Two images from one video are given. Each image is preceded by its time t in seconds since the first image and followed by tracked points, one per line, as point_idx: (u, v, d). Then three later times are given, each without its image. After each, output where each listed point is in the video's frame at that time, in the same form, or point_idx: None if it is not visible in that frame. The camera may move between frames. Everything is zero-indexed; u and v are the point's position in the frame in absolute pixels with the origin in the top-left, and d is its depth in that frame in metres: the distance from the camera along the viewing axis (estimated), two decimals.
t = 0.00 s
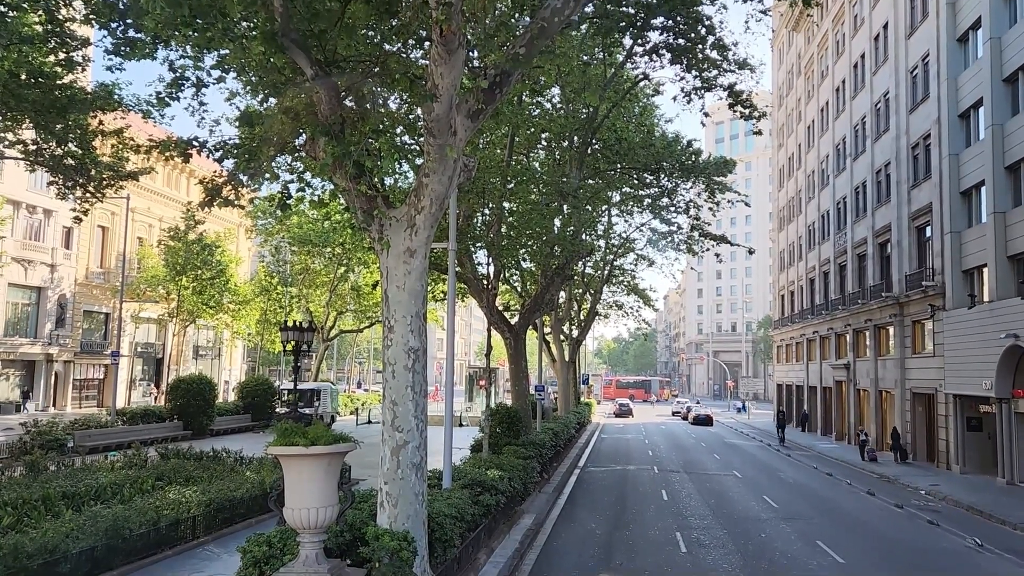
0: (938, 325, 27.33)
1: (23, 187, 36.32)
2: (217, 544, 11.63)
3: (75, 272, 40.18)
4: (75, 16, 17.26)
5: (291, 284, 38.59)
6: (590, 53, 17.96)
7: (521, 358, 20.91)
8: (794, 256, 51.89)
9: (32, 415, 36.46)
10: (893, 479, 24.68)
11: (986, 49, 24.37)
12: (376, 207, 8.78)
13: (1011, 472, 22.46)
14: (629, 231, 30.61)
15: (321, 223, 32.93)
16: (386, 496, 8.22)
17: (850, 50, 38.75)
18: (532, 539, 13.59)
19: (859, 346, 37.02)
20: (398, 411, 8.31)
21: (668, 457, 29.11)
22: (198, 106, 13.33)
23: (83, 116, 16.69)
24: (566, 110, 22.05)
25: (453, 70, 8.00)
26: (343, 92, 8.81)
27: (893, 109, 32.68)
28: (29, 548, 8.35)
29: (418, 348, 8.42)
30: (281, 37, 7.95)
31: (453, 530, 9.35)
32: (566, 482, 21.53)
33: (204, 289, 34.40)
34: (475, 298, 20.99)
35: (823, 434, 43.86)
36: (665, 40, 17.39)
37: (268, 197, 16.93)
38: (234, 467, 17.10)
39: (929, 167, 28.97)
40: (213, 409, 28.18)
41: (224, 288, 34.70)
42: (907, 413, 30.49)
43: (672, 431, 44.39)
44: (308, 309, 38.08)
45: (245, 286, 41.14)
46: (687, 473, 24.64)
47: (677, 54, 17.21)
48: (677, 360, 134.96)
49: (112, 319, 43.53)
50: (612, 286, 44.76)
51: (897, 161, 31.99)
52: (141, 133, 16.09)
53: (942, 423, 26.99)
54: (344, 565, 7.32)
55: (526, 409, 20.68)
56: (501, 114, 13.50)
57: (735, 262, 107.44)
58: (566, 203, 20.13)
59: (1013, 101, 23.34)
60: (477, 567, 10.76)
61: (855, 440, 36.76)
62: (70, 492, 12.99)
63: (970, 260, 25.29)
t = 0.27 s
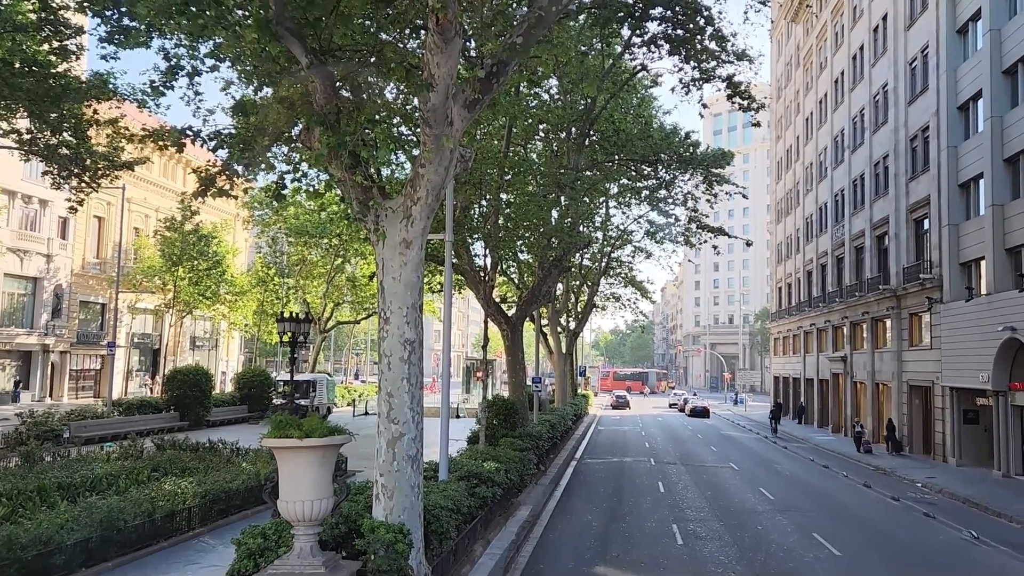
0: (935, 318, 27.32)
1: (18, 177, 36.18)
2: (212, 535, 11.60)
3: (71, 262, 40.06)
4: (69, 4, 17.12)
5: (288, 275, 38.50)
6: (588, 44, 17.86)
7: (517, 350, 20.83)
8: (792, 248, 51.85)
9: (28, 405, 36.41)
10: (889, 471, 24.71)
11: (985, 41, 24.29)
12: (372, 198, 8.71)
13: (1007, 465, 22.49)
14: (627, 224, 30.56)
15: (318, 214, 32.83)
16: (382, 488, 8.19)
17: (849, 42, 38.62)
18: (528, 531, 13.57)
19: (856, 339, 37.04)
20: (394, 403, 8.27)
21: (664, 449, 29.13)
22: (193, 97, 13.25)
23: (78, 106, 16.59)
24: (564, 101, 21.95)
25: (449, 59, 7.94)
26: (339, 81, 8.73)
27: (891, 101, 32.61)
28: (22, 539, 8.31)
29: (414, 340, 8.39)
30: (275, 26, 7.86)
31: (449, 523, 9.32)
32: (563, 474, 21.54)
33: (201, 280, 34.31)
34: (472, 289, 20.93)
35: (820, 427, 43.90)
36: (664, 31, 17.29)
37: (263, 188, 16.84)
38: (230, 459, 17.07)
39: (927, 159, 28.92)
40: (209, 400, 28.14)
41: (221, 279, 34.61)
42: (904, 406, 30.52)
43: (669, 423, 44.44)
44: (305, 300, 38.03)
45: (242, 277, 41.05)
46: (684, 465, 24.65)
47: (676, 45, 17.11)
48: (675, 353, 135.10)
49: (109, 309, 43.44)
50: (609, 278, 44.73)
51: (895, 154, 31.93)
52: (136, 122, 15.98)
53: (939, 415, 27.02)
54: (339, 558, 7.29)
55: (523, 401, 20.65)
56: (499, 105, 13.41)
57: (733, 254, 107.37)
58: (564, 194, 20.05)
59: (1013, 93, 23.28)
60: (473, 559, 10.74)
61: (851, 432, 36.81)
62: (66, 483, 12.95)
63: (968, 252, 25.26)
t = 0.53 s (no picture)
0: (930, 310, 27.30)
1: (9, 167, 35.92)
2: (203, 529, 11.50)
3: (63, 253, 39.83)
4: None
5: (282, 266, 38.35)
6: (583, 34, 17.73)
7: (512, 342, 20.67)
8: (787, 241, 51.82)
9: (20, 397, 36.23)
10: (884, 464, 24.72)
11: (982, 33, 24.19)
12: (364, 187, 8.58)
13: (1001, 458, 22.51)
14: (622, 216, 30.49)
15: (311, 205, 32.68)
16: (373, 482, 8.10)
17: (845, 34, 38.51)
18: (522, 525, 13.52)
19: (851, 331, 37.08)
20: (385, 395, 8.17)
21: (659, 442, 29.13)
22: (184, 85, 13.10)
23: (68, 95, 16.42)
24: (560, 92, 21.82)
25: (442, 47, 7.82)
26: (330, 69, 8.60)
27: (887, 94, 32.53)
28: (9, 533, 8.20)
29: (405, 332, 8.29)
30: (264, 12, 7.71)
31: (441, 516, 9.23)
32: (557, 467, 21.50)
33: (194, 271, 34.14)
34: (466, 281, 20.82)
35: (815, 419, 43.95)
36: (660, 21, 17.17)
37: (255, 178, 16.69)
38: (222, 451, 16.97)
39: (923, 152, 28.86)
40: (202, 392, 28.01)
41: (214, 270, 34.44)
42: (898, 398, 30.53)
43: (664, 416, 44.52)
44: (299, 292, 37.88)
45: (236, 268, 40.88)
46: (678, 457, 24.62)
47: (672, 36, 17.00)
48: (670, 345, 135.31)
49: (102, 301, 43.23)
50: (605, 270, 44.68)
51: (891, 146, 31.87)
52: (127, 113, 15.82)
53: (933, 408, 27.04)
54: (329, 553, 7.20)
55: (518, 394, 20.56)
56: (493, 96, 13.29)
57: (728, 247, 107.35)
58: (559, 186, 19.94)
59: (1009, 85, 23.19)
60: (466, 553, 10.67)
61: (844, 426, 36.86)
62: (56, 476, 12.84)
63: (963, 245, 25.21)
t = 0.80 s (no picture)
0: (922, 305, 27.25)
1: None
2: (187, 525, 11.32)
3: (51, 246, 39.47)
4: None
5: (273, 259, 38.10)
6: (576, 25, 17.55)
7: (503, 336, 20.50)
8: (779, 235, 51.80)
9: (8, 391, 35.93)
10: (875, 458, 24.67)
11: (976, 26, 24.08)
12: (349, 177, 8.38)
13: (992, 452, 22.48)
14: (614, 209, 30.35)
15: (302, 198, 32.43)
16: (358, 478, 7.92)
17: (838, 27, 38.40)
18: (512, 520, 13.38)
19: (843, 326, 37.05)
20: (371, 389, 8.00)
21: (652, 437, 29.03)
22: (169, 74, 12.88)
23: (52, 84, 16.16)
24: (552, 85, 21.64)
25: (428, 32, 7.64)
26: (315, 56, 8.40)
27: (881, 87, 32.43)
28: None
29: (391, 325, 8.12)
30: None
31: (429, 512, 9.07)
32: (548, 462, 21.38)
33: (183, 264, 33.87)
34: (457, 275, 20.65)
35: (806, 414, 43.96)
36: (653, 12, 17.01)
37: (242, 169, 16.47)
38: (210, 446, 16.78)
39: (916, 146, 28.79)
40: (192, 386, 27.79)
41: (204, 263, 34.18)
42: (890, 392, 30.51)
43: (656, 410, 44.46)
44: (290, 286, 37.65)
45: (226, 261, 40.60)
46: (670, 452, 24.53)
47: (665, 27, 16.84)
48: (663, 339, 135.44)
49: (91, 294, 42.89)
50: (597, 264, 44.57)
51: (884, 140, 31.79)
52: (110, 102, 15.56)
53: (925, 403, 27.01)
54: (312, 551, 7.04)
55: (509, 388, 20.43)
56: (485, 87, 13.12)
57: (721, 241, 107.40)
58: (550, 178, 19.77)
59: (1003, 79, 23.09)
60: (454, 549, 10.53)
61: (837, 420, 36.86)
62: (38, 471, 12.63)
63: (956, 239, 25.14)
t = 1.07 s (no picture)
0: (912, 299, 27.19)
1: None
2: (166, 523, 11.08)
3: (35, 239, 38.97)
4: None
5: (260, 253, 37.77)
6: (565, 16, 17.32)
7: (491, 331, 20.29)
8: (769, 230, 51.77)
9: None
10: (865, 454, 24.60)
11: (967, 20, 23.95)
12: (329, 166, 8.13)
13: (982, 447, 22.44)
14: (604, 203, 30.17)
15: (289, 191, 32.10)
16: (338, 475, 7.70)
17: (829, 21, 38.27)
18: (498, 517, 13.18)
19: (833, 320, 37.00)
20: (351, 385, 7.76)
21: (641, 432, 28.91)
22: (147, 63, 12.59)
23: (30, 74, 15.82)
24: (541, 77, 21.40)
25: (409, 16, 7.40)
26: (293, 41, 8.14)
27: (871, 81, 32.32)
28: None
29: (372, 318, 7.89)
30: None
31: (412, 511, 8.85)
32: (537, 457, 21.20)
33: (168, 257, 33.48)
34: (445, 268, 20.42)
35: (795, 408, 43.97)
36: (642, 2, 16.79)
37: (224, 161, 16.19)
38: (192, 441, 16.52)
39: (906, 140, 28.71)
40: (176, 380, 27.47)
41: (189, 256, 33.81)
42: (880, 387, 30.47)
43: (646, 405, 44.38)
44: (276, 280, 37.33)
45: (213, 255, 40.24)
46: (659, 447, 24.39)
47: (655, 18, 16.63)
48: (652, 334, 135.59)
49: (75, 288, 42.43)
50: (587, 258, 44.42)
51: (875, 134, 31.69)
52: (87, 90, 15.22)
53: (914, 398, 26.97)
54: (289, 552, 6.81)
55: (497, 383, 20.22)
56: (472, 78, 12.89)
57: (711, 236, 107.49)
58: (539, 171, 19.55)
59: (994, 73, 22.96)
60: (438, 547, 10.32)
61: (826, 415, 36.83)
62: (14, 468, 12.36)
63: (946, 234, 25.05)
